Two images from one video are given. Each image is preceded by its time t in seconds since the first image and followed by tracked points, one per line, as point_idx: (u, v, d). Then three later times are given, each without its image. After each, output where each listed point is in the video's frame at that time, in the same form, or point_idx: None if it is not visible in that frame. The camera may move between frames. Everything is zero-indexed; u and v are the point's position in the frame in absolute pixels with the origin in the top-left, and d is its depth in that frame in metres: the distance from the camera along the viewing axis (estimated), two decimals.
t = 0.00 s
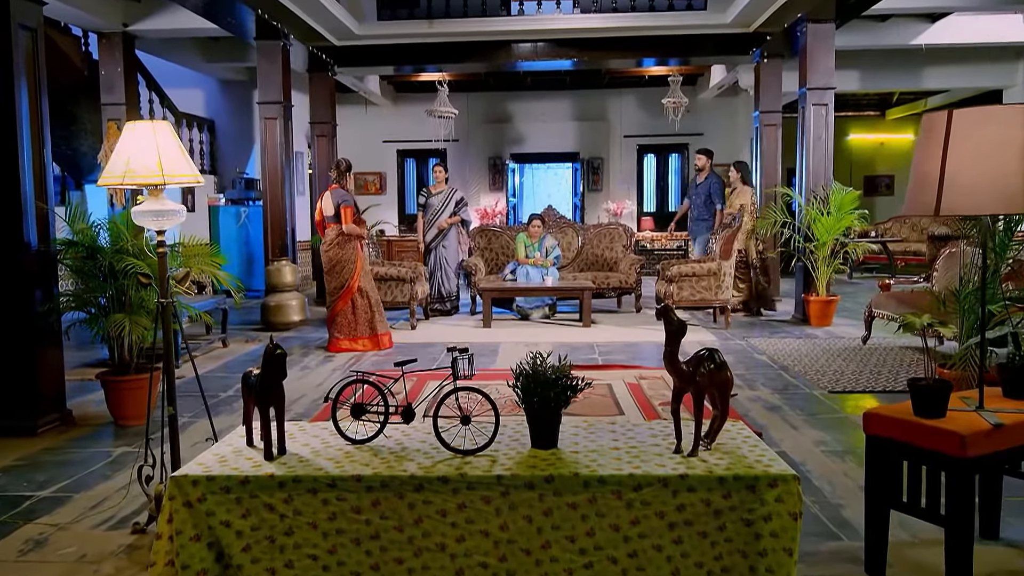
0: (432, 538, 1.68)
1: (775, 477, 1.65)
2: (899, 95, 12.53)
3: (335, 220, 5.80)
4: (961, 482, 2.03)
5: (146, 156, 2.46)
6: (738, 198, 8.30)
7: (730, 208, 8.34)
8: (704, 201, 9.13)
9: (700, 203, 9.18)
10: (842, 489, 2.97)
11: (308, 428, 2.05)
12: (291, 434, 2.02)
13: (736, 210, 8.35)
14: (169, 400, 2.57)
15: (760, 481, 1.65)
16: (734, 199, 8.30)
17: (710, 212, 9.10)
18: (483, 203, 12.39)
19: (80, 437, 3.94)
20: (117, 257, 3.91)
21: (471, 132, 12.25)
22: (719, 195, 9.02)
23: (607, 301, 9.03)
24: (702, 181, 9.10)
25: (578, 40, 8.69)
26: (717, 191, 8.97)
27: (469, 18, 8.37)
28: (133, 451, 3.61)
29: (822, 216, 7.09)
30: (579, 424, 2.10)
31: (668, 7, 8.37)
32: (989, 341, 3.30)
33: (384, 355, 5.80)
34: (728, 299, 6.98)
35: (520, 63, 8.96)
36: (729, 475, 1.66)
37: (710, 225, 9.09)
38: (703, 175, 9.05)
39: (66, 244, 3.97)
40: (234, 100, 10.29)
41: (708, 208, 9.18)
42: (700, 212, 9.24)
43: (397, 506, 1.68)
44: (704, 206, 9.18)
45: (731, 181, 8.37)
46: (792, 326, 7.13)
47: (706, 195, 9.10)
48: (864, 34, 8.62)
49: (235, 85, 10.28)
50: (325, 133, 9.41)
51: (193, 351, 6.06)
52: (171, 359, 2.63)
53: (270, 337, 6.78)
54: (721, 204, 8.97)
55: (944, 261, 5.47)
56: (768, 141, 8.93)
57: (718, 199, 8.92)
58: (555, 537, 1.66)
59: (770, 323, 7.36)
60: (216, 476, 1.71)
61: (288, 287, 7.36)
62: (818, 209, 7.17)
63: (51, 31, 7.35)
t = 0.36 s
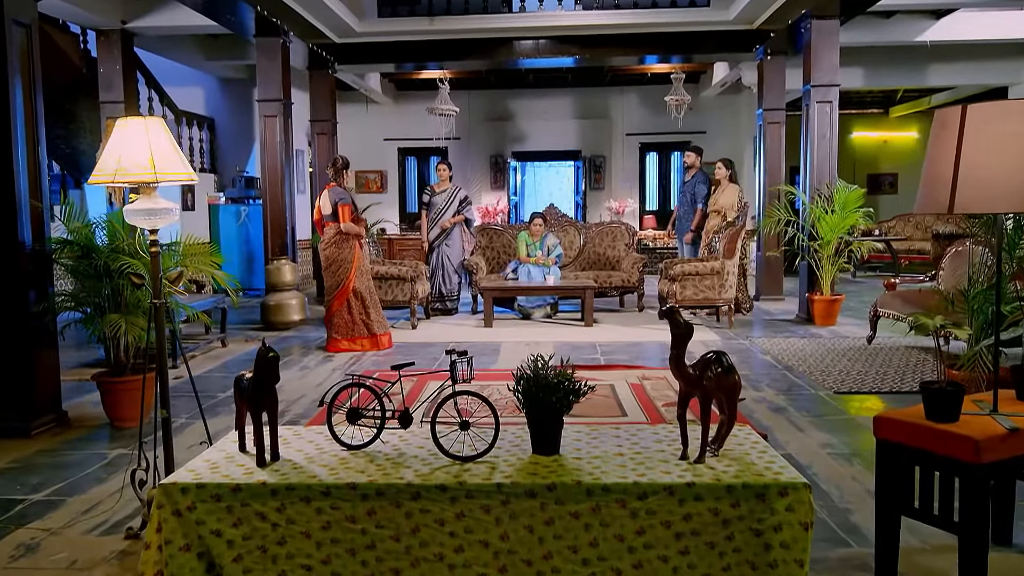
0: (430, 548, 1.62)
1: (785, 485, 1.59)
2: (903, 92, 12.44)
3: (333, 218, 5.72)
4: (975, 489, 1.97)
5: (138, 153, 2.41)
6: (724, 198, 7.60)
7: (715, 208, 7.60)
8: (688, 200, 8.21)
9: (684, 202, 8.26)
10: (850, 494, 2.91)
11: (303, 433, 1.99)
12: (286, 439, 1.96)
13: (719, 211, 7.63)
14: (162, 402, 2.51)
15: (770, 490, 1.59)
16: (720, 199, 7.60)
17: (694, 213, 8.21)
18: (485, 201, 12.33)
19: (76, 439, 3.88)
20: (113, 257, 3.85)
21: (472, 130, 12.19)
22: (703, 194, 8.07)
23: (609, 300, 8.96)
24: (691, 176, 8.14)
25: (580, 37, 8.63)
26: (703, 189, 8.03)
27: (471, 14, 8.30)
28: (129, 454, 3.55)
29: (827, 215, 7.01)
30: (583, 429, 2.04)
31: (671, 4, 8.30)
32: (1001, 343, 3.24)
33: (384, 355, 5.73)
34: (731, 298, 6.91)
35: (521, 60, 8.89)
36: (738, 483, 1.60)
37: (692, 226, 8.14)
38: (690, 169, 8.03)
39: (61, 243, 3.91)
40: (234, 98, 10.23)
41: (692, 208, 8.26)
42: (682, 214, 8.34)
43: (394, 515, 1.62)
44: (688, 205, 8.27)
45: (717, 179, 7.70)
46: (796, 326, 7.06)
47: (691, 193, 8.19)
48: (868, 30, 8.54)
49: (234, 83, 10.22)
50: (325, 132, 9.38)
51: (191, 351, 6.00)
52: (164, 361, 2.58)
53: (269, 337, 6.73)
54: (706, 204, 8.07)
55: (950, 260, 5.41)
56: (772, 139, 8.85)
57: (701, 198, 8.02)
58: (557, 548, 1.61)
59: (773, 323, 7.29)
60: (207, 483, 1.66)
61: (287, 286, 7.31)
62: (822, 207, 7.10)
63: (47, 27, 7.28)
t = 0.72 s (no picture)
0: (427, 561, 1.56)
1: (797, 495, 1.53)
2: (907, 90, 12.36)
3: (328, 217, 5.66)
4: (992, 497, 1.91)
5: (130, 150, 2.35)
6: (717, 197, 7.53)
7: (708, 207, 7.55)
8: (681, 197, 8.00)
9: (677, 198, 8.07)
10: (859, 499, 2.84)
11: (297, 440, 1.94)
12: (279, 446, 1.90)
13: (714, 211, 7.57)
14: (155, 406, 2.46)
15: (782, 500, 1.53)
16: (712, 198, 7.54)
17: (685, 210, 8.00)
18: (487, 200, 12.28)
19: (71, 441, 3.82)
20: (109, 256, 3.79)
21: (474, 129, 12.12)
22: (697, 192, 7.90)
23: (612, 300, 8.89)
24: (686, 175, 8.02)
25: (582, 35, 8.55)
26: (696, 186, 7.88)
27: (472, 12, 8.24)
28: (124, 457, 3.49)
29: (832, 214, 6.94)
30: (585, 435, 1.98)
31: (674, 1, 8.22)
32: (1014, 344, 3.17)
33: (384, 356, 5.67)
34: (735, 298, 6.84)
35: (524, 59, 8.82)
36: (747, 493, 1.54)
37: (682, 221, 7.98)
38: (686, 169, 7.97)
39: (56, 243, 3.85)
40: (235, 96, 10.17)
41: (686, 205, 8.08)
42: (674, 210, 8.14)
43: (390, 526, 1.56)
44: (681, 202, 8.07)
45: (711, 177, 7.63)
46: (801, 326, 6.99)
47: (684, 191, 8.01)
48: (873, 28, 8.47)
49: (234, 82, 10.16)
50: (326, 130, 9.34)
51: (190, 351, 5.95)
52: (157, 363, 2.52)
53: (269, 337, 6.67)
54: (699, 201, 7.92)
55: (957, 260, 5.33)
56: (777, 137, 8.78)
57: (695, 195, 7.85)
58: (559, 560, 1.54)
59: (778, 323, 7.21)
60: (196, 492, 1.60)
61: (288, 286, 7.26)
62: (827, 206, 7.03)
63: (44, 25, 7.29)
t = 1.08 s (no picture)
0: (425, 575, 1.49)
1: (811, 506, 1.46)
2: (913, 87, 12.27)
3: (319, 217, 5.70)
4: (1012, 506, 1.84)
5: (121, 147, 2.29)
6: (715, 194, 7.42)
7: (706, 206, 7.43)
8: (680, 197, 7.79)
9: (675, 199, 7.87)
10: (869, 505, 2.77)
11: (291, 446, 1.87)
12: (272, 452, 1.84)
13: (711, 210, 7.45)
14: (148, 409, 2.40)
15: (795, 512, 1.46)
16: (710, 195, 7.41)
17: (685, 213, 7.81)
18: (489, 199, 12.22)
19: (66, 443, 3.77)
20: (105, 256, 3.73)
21: (476, 127, 12.05)
22: (697, 190, 7.73)
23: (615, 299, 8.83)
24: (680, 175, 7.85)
25: (585, 32, 8.48)
26: (697, 184, 7.71)
27: (474, 9, 8.17)
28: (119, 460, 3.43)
29: (837, 212, 6.86)
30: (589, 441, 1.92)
31: None
32: None
33: (385, 356, 5.62)
34: (740, 297, 6.77)
35: (526, 56, 8.75)
36: (759, 503, 1.48)
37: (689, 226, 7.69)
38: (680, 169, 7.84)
39: (51, 242, 3.79)
40: (235, 94, 10.11)
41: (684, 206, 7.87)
42: (673, 212, 7.90)
43: (386, 538, 1.49)
44: (679, 202, 7.88)
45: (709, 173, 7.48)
46: (806, 326, 6.92)
47: (683, 190, 7.84)
48: (879, 24, 8.38)
49: (235, 80, 10.10)
50: (327, 128, 9.30)
51: (190, 351, 5.90)
52: (150, 365, 2.46)
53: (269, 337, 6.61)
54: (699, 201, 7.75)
55: (966, 258, 5.26)
56: (781, 135, 8.70)
57: (695, 194, 7.71)
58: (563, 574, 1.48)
59: (783, 322, 7.14)
60: (183, 502, 1.54)
61: (288, 285, 7.21)
62: (832, 204, 6.95)
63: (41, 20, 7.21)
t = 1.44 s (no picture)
0: None
1: (825, 519, 1.40)
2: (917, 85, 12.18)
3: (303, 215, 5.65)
4: None
5: (110, 144, 2.23)
6: (715, 193, 7.30)
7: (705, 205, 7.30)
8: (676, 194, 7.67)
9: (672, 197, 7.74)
10: (879, 510, 2.70)
11: (283, 453, 1.81)
12: (264, 459, 1.78)
13: (710, 210, 7.31)
14: (139, 412, 2.34)
15: (808, 525, 1.40)
16: (710, 194, 7.29)
17: (679, 212, 7.75)
18: (491, 197, 12.15)
19: (60, 445, 3.70)
20: (99, 255, 3.67)
21: (477, 125, 11.98)
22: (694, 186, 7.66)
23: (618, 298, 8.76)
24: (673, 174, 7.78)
25: (587, 29, 8.41)
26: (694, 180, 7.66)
27: (476, 5, 8.10)
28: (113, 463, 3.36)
29: (842, 211, 6.78)
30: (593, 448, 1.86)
31: None
32: None
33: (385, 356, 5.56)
34: (743, 296, 6.70)
35: (528, 53, 8.67)
36: (770, 516, 1.41)
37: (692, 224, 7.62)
38: (672, 168, 7.74)
39: (46, 241, 3.73)
40: (235, 92, 10.04)
41: (681, 205, 7.77)
42: (668, 209, 7.79)
43: (380, 551, 1.43)
44: (675, 200, 7.75)
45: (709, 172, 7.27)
46: (810, 325, 6.85)
47: (679, 187, 7.73)
48: (884, 21, 8.30)
49: (236, 78, 10.03)
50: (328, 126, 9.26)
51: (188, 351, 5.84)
52: (142, 369, 2.40)
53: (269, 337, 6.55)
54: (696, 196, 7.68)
55: (973, 257, 5.19)
56: (785, 133, 8.63)
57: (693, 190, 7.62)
58: None
59: (787, 322, 7.07)
60: (169, 513, 1.47)
61: (287, 284, 7.15)
62: (837, 203, 6.87)
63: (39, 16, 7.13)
